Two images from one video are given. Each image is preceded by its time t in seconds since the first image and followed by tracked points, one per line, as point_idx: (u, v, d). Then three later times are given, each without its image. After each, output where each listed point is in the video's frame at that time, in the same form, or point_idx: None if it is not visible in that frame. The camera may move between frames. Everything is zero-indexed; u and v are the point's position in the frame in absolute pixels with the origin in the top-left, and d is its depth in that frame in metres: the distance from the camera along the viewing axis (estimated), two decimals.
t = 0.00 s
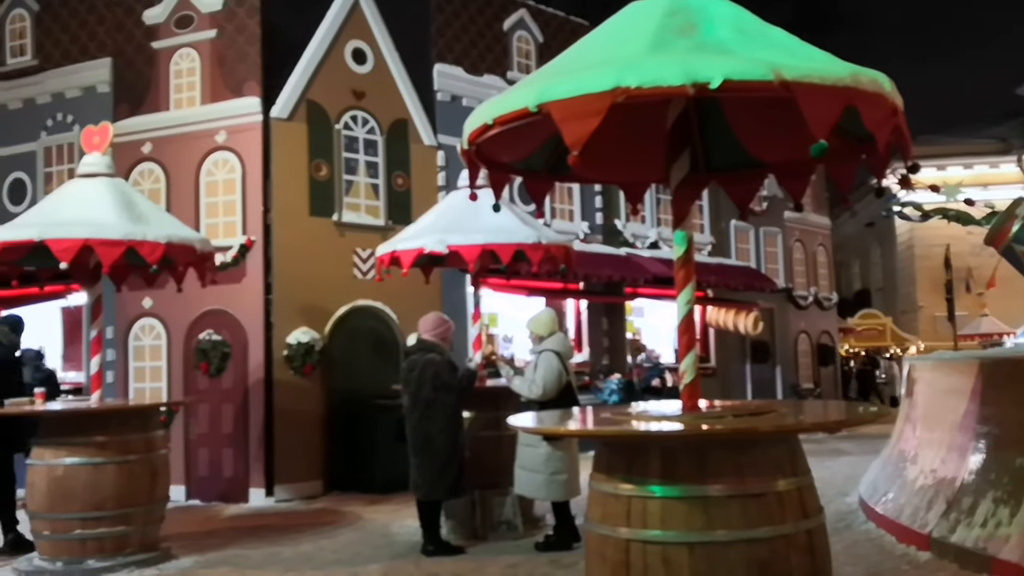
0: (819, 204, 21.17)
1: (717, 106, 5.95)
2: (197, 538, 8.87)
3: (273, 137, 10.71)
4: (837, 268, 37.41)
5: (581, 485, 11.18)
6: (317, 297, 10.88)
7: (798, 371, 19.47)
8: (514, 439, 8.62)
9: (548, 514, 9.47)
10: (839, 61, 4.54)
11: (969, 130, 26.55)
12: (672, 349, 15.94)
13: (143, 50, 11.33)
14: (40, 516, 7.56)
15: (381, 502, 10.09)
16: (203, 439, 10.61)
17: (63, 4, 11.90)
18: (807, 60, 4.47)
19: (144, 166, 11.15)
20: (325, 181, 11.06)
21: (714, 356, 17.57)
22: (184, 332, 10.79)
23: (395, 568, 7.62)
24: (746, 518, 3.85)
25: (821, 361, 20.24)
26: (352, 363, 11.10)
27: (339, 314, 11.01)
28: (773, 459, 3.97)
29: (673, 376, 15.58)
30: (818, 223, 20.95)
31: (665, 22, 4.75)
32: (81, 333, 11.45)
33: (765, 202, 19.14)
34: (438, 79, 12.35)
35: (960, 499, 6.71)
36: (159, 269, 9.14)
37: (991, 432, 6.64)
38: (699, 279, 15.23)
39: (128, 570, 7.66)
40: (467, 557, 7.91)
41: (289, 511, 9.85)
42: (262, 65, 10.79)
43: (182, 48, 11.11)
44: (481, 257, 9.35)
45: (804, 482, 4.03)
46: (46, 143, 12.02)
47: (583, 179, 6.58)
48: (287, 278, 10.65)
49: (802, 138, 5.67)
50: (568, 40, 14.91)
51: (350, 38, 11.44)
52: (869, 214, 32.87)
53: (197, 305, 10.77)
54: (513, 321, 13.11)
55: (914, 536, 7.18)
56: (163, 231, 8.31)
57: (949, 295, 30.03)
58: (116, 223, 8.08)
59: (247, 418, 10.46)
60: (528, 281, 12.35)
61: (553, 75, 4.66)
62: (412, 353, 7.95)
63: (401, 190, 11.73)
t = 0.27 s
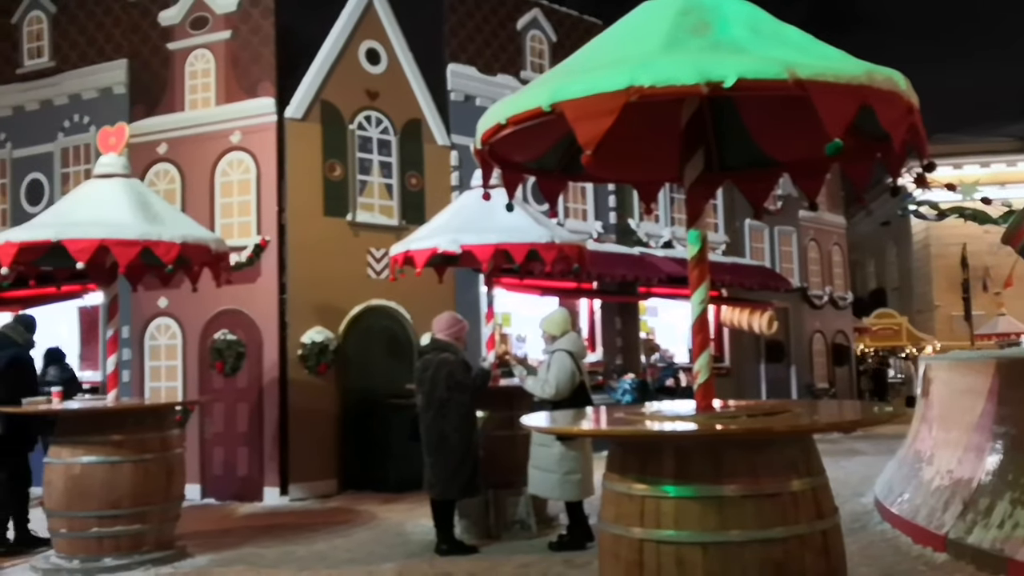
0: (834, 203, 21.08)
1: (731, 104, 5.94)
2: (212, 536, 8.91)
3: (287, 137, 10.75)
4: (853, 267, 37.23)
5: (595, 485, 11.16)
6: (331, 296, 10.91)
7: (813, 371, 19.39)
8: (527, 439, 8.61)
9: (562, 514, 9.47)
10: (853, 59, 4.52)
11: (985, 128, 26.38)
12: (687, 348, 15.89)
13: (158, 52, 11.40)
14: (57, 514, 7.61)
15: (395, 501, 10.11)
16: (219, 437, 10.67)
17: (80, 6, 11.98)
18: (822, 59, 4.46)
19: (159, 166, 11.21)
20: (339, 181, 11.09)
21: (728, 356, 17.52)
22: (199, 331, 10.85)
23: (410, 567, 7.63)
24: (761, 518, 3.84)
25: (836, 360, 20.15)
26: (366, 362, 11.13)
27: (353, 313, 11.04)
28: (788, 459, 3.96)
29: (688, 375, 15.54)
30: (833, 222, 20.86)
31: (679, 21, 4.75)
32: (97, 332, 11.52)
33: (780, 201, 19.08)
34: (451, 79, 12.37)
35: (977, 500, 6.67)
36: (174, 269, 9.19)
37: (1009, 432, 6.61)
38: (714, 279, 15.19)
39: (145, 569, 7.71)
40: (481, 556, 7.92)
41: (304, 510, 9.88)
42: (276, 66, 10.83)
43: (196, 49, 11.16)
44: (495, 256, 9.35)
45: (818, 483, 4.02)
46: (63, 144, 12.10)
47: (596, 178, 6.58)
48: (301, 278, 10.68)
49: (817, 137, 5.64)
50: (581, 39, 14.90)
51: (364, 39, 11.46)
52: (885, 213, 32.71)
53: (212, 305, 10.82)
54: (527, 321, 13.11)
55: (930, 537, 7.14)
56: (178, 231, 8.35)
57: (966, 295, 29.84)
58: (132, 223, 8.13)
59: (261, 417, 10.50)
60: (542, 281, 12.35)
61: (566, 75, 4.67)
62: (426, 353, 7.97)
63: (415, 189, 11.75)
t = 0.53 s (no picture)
0: (855, 202, 20.95)
1: (750, 103, 5.92)
2: (232, 534, 8.97)
3: (307, 137, 10.79)
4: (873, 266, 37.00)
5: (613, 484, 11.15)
6: (350, 296, 10.96)
7: (833, 371, 19.28)
8: (545, 438, 8.60)
9: (580, 513, 9.47)
10: (874, 57, 4.50)
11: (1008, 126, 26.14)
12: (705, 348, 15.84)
13: (179, 52, 11.48)
14: (80, 511, 7.68)
15: (414, 500, 10.14)
16: (238, 436, 10.73)
17: (102, 7, 12.08)
18: (842, 57, 4.44)
19: (180, 166, 11.29)
20: (358, 180, 11.13)
21: (747, 356, 17.44)
22: (220, 330, 10.91)
23: (428, 565, 7.65)
24: (780, 518, 3.83)
25: (856, 361, 20.02)
26: (385, 361, 11.17)
27: (372, 312, 11.08)
28: (808, 459, 3.95)
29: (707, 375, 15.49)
30: (853, 221, 20.73)
31: (698, 19, 4.73)
32: (118, 331, 11.61)
33: (799, 200, 18.98)
34: (470, 79, 12.38)
35: (1000, 502, 6.62)
36: (195, 268, 9.25)
37: None
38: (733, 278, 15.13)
39: (165, 565, 7.77)
40: (499, 555, 7.93)
41: (322, 509, 9.93)
42: (295, 66, 10.87)
43: (216, 49, 11.23)
44: (513, 256, 9.36)
45: (838, 483, 4.00)
46: (85, 144, 12.21)
47: (614, 178, 6.58)
48: (321, 277, 10.73)
49: (837, 135, 5.62)
50: (600, 38, 14.88)
51: (383, 39, 11.49)
52: (906, 212, 32.49)
53: (232, 304, 10.89)
54: (544, 320, 13.10)
55: (951, 539, 7.09)
56: (199, 231, 8.41)
57: (988, 294, 29.58)
58: (153, 223, 8.19)
59: (281, 416, 10.56)
60: (560, 280, 12.35)
61: (585, 73, 4.66)
62: (445, 351, 7.98)
63: (433, 189, 11.78)
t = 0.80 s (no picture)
0: (871, 201, 20.83)
1: (766, 101, 5.90)
2: (249, 532, 9.01)
3: (322, 137, 10.82)
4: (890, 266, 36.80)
5: (628, 484, 11.14)
6: (365, 295, 10.98)
7: (849, 371, 19.17)
8: (560, 438, 8.59)
9: (595, 513, 9.47)
10: (891, 56, 4.48)
11: None
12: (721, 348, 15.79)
13: (195, 53, 11.54)
14: (98, 509, 7.74)
15: (429, 499, 10.16)
16: (255, 434, 10.78)
17: (120, 8, 12.17)
18: (859, 55, 4.42)
19: (196, 166, 11.35)
20: (373, 180, 11.15)
21: (763, 356, 17.37)
22: (236, 329, 10.97)
23: (443, 564, 7.66)
24: (796, 519, 3.82)
25: (873, 361, 19.90)
26: (400, 361, 11.19)
27: (388, 312, 11.11)
28: (824, 459, 3.94)
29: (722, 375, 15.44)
30: (870, 221, 20.62)
31: (714, 18, 4.72)
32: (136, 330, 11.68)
33: (816, 199, 18.90)
34: (485, 78, 12.39)
35: (1018, 503, 6.58)
36: (211, 268, 9.30)
37: None
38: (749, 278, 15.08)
39: (182, 563, 7.82)
40: (514, 554, 7.94)
41: (338, 507, 9.96)
42: (311, 66, 10.91)
43: (233, 50, 11.28)
44: (528, 255, 9.36)
45: (855, 484, 3.99)
46: (103, 145, 12.29)
47: (629, 177, 6.58)
48: (336, 277, 10.76)
49: (854, 134, 5.59)
50: (615, 37, 14.86)
51: (398, 39, 11.52)
52: (924, 212, 32.29)
53: (248, 303, 10.94)
54: (559, 320, 13.09)
55: (969, 540, 7.06)
56: (215, 231, 8.46)
57: (1006, 294, 29.36)
58: (170, 223, 8.24)
59: (297, 415, 10.60)
60: (575, 280, 12.33)
61: (600, 72, 4.66)
62: (460, 351, 7.99)
63: (448, 189, 11.80)
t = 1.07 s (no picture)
0: (890, 200, 20.69)
1: (784, 99, 5.86)
2: (266, 530, 9.06)
3: (339, 136, 10.86)
4: (910, 265, 36.55)
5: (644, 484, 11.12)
6: (382, 294, 11.01)
7: (868, 371, 19.05)
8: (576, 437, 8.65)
9: (611, 512, 9.46)
10: (911, 53, 4.45)
11: None
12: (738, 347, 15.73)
13: (214, 53, 11.61)
14: (118, 506, 7.80)
15: (445, 497, 10.18)
16: (272, 432, 10.83)
17: (139, 9, 12.27)
18: (878, 53, 4.40)
19: (215, 166, 11.41)
20: (390, 179, 11.18)
21: (781, 356, 17.29)
22: (254, 328, 11.03)
23: (459, 563, 7.68)
24: (814, 519, 3.80)
25: (892, 360, 19.77)
26: (416, 359, 11.21)
27: (405, 311, 11.14)
28: (842, 460, 3.92)
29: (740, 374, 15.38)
30: (889, 219, 20.48)
31: (731, 15, 4.71)
32: (155, 329, 11.76)
33: (834, 198, 18.79)
34: (501, 77, 12.40)
35: None
36: (229, 267, 9.36)
37: None
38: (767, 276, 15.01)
39: (201, 560, 7.87)
40: (530, 553, 7.94)
41: (355, 505, 10.00)
42: (328, 66, 10.95)
43: (251, 50, 11.34)
44: (545, 254, 9.36)
45: (873, 484, 3.96)
46: (123, 145, 12.38)
47: (646, 176, 6.56)
48: (353, 276, 10.80)
49: (873, 131, 5.55)
50: (631, 36, 14.82)
51: (415, 38, 11.54)
52: (944, 210, 32.03)
53: (266, 302, 10.99)
54: (576, 319, 13.09)
55: (990, 541, 7.02)
56: (233, 230, 8.51)
57: None
58: (189, 222, 8.30)
59: (314, 413, 10.64)
60: (592, 278, 12.31)
61: (617, 70, 4.65)
62: (476, 350, 8.00)
63: (464, 188, 11.82)
